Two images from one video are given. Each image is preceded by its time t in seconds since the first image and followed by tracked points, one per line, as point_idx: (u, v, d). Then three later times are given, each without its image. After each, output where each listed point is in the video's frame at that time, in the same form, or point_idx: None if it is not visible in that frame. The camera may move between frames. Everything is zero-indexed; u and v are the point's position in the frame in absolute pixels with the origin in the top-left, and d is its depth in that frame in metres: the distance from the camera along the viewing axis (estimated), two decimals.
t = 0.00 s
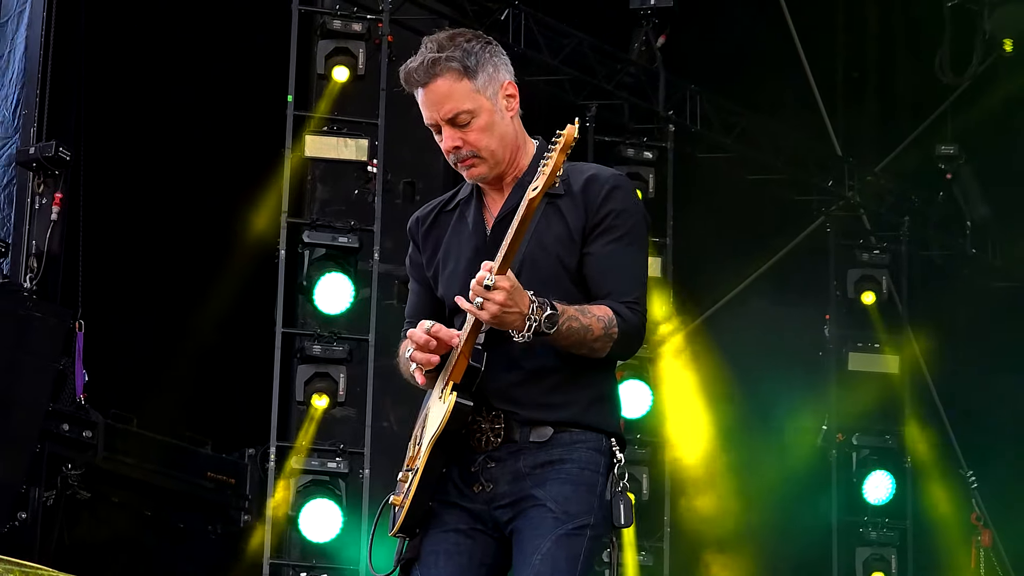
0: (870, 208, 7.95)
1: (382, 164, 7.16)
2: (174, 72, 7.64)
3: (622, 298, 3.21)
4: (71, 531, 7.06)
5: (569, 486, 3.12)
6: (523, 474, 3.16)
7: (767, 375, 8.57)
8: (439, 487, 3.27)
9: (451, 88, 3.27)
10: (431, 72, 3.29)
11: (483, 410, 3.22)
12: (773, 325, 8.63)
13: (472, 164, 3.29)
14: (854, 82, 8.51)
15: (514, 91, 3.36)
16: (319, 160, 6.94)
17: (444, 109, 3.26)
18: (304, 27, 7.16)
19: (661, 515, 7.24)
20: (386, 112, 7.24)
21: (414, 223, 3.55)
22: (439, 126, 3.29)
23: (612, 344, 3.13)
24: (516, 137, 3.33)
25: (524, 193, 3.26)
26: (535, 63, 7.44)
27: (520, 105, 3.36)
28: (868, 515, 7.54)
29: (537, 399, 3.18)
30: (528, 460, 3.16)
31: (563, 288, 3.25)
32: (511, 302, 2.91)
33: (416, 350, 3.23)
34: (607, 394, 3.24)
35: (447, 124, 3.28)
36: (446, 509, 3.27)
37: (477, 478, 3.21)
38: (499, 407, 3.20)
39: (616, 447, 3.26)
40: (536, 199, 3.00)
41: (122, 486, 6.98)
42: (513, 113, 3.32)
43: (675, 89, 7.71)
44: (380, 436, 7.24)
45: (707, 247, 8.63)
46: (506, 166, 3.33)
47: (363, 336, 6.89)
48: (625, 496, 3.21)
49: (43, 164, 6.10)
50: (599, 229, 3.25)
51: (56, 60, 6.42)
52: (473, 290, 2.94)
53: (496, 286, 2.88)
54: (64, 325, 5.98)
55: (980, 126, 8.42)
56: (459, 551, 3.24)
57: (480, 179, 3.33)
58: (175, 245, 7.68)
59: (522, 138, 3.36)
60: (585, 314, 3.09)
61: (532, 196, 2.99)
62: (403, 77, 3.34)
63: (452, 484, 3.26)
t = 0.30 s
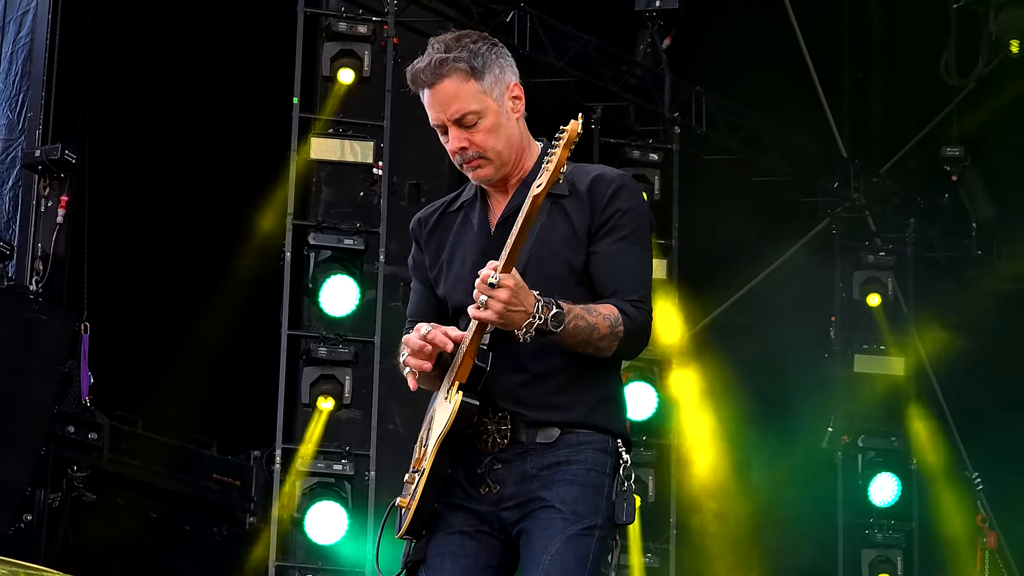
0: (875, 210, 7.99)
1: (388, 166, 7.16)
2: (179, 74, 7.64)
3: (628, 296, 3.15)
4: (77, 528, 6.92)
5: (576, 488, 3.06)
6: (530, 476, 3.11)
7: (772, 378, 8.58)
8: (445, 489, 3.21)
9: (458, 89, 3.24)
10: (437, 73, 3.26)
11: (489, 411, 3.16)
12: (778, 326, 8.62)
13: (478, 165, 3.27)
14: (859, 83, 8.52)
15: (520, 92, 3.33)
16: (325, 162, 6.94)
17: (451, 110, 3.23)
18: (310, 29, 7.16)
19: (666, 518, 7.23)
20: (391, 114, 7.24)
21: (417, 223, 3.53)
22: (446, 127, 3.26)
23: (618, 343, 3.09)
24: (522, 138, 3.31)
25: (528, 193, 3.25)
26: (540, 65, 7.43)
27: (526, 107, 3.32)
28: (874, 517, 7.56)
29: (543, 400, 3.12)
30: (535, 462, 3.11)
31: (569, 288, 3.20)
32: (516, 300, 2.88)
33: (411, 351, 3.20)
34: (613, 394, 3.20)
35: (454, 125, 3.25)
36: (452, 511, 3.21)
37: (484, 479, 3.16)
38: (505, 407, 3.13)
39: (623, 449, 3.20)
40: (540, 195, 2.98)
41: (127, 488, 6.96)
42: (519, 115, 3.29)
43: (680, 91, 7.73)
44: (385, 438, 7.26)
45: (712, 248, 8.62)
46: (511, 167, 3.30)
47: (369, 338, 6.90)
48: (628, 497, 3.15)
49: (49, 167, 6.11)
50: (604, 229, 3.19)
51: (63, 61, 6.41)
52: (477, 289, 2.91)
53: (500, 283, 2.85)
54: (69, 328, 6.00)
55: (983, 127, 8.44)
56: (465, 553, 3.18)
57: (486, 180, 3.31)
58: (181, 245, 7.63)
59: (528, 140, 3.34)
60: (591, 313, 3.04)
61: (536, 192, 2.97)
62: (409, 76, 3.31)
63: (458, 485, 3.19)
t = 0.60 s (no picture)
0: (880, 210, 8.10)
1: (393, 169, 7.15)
2: (185, 78, 7.65)
3: (631, 301, 3.06)
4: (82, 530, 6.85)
5: (582, 489, 2.98)
6: (535, 477, 3.02)
7: (776, 381, 8.61)
8: (449, 490, 3.11)
9: (464, 89, 3.14)
10: (444, 73, 3.16)
11: (493, 413, 3.07)
12: (783, 330, 8.64)
13: (486, 165, 3.17)
14: (865, 85, 8.55)
15: (528, 92, 3.23)
16: (329, 165, 6.94)
17: (457, 110, 3.13)
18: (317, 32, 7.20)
19: (671, 521, 7.23)
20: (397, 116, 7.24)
21: (421, 212, 3.41)
22: (452, 128, 3.16)
23: (618, 348, 3.00)
24: (529, 138, 3.21)
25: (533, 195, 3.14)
26: (545, 66, 7.41)
27: (534, 107, 3.23)
28: (879, 519, 7.57)
29: (546, 402, 3.04)
30: (539, 463, 3.02)
31: (571, 291, 3.10)
32: (519, 304, 2.78)
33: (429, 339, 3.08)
34: (617, 398, 3.12)
35: (460, 126, 3.15)
36: (457, 512, 3.11)
37: (488, 481, 3.06)
38: (509, 409, 3.05)
39: (627, 450, 3.12)
40: (545, 199, 2.86)
41: (130, 490, 6.93)
42: (527, 115, 3.19)
43: (685, 92, 7.75)
44: (389, 440, 7.25)
45: (717, 250, 8.62)
46: (519, 167, 3.20)
47: (373, 340, 6.90)
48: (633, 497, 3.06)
49: (54, 169, 6.13)
50: (609, 232, 3.10)
51: (70, 63, 6.41)
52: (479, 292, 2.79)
53: (505, 287, 2.74)
54: (75, 330, 6.04)
55: (988, 129, 8.45)
56: (469, 555, 3.09)
57: (493, 181, 3.20)
58: (187, 248, 7.64)
59: (535, 140, 3.24)
60: (592, 317, 2.94)
61: (542, 196, 2.85)
62: (414, 77, 3.21)
63: (462, 487, 3.10)
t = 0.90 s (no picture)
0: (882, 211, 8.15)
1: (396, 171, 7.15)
2: (189, 81, 7.67)
3: (633, 306, 3.05)
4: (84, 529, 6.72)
5: (579, 492, 2.96)
6: (534, 479, 3.00)
7: (779, 382, 8.60)
8: (450, 492, 3.10)
9: (474, 90, 3.10)
10: (454, 74, 3.12)
11: (494, 415, 3.05)
12: (786, 331, 8.64)
13: (491, 167, 3.14)
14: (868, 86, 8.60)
15: (537, 96, 3.19)
16: (332, 166, 6.94)
17: (466, 112, 3.10)
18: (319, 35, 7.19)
19: (675, 522, 7.23)
20: (400, 118, 7.25)
21: (427, 202, 3.37)
22: (460, 129, 3.13)
23: (620, 352, 2.98)
24: (536, 142, 3.18)
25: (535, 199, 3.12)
26: (548, 68, 7.40)
27: (543, 111, 3.19)
28: (882, 521, 7.58)
29: (547, 404, 3.01)
30: (538, 465, 3.01)
31: (574, 296, 3.08)
32: (523, 308, 2.77)
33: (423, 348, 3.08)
34: (619, 401, 3.10)
35: (468, 127, 3.12)
36: (458, 514, 3.10)
37: (489, 483, 3.05)
38: (510, 411, 3.03)
39: (628, 453, 3.10)
40: (543, 203, 2.81)
41: (133, 492, 6.94)
42: (535, 119, 3.16)
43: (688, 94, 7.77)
44: (392, 442, 7.28)
45: (720, 253, 8.64)
46: (525, 170, 3.18)
47: (376, 343, 6.90)
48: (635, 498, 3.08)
49: (58, 172, 6.10)
50: (615, 237, 3.09)
51: (73, 65, 6.42)
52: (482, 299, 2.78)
53: (508, 291, 2.74)
54: (79, 333, 6.06)
55: (994, 130, 8.41)
56: (471, 557, 3.06)
57: (498, 183, 3.18)
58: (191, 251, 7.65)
59: (542, 143, 3.21)
60: (594, 321, 2.94)
61: (539, 201, 2.79)
62: (425, 76, 3.17)
63: (463, 489, 3.09)
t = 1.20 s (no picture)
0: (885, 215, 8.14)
1: (398, 173, 7.16)
2: (191, 83, 7.69)
3: (633, 308, 3.02)
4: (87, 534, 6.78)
5: (587, 494, 2.95)
6: (540, 483, 3.00)
7: (779, 385, 8.61)
8: (453, 495, 3.10)
9: (468, 94, 3.08)
10: (449, 78, 3.09)
11: (496, 419, 3.04)
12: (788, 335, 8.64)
13: (489, 171, 3.11)
14: (870, 88, 8.62)
15: (532, 97, 3.17)
16: (334, 169, 6.94)
17: (461, 116, 3.07)
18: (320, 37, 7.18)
19: (677, 524, 7.22)
20: (402, 121, 7.24)
21: (424, 205, 3.36)
22: (456, 133, 3.11)
23: (621, 355, 2.96)
24: (534, 143, 3.16)
25: (535, 203, 3.09)
26: (550, 70, 7.40)
27: (538, 112, 3.17)
28: (885, 523, 7.58)
29: (549, 408, 3.01)
30: (543, 469, 3.00)
31: (575, 299, 3.06)
32: (525, 316, 2.75)
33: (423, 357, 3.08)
34: (622, 404, 3.10)
35: (464, 132, 3.09)
36: (461, 517, 3.10)
37: (492, 486, 3.05)
38: (513, 415, 3.02)
39: (632, 456, 3.11)
40: (544, 212, 2.79)
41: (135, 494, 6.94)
42: (531, 120, 3.14)
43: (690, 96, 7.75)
44: (395, 444, 7.29)
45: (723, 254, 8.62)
46: (523, 172, 3.15)
47: (378, 345, 6.90)
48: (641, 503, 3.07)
49: (61, 175, 6.07)
50: (615, 238, 3.06)
51: (74, 68, 6.40)
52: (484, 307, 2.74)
53: (514, 302, 2.70)
54: (81, 335, 6.03)
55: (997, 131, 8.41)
56: (472, 560, 3.06)
57: (497, 186, 3.15)
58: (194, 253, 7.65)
59: (539, 144, 3.19)
60: (594, 325, 2.91)
61: (540, 210, 2.77)
62: (419, 82, 3.15)
63: (466, 492, 3.09)
